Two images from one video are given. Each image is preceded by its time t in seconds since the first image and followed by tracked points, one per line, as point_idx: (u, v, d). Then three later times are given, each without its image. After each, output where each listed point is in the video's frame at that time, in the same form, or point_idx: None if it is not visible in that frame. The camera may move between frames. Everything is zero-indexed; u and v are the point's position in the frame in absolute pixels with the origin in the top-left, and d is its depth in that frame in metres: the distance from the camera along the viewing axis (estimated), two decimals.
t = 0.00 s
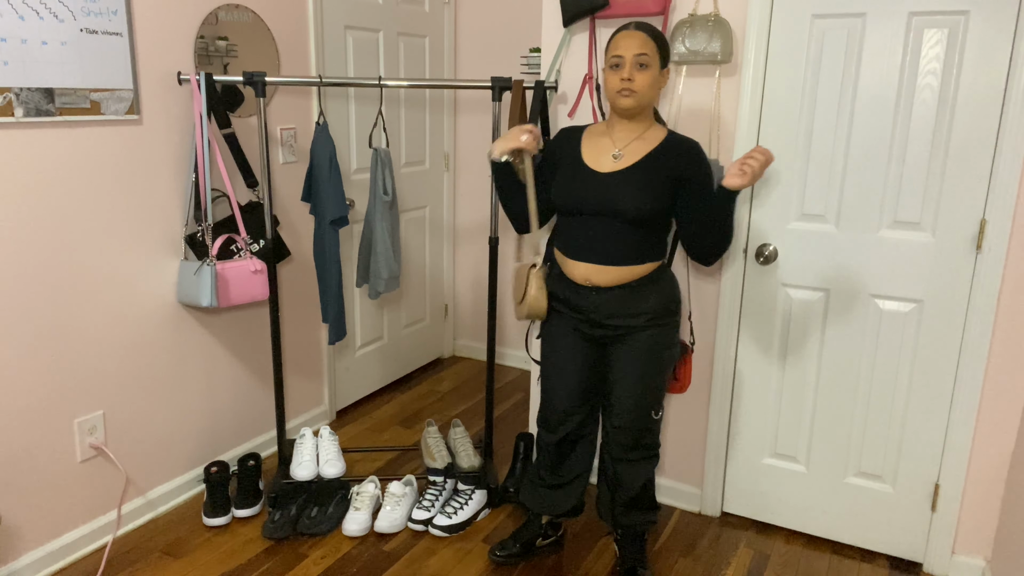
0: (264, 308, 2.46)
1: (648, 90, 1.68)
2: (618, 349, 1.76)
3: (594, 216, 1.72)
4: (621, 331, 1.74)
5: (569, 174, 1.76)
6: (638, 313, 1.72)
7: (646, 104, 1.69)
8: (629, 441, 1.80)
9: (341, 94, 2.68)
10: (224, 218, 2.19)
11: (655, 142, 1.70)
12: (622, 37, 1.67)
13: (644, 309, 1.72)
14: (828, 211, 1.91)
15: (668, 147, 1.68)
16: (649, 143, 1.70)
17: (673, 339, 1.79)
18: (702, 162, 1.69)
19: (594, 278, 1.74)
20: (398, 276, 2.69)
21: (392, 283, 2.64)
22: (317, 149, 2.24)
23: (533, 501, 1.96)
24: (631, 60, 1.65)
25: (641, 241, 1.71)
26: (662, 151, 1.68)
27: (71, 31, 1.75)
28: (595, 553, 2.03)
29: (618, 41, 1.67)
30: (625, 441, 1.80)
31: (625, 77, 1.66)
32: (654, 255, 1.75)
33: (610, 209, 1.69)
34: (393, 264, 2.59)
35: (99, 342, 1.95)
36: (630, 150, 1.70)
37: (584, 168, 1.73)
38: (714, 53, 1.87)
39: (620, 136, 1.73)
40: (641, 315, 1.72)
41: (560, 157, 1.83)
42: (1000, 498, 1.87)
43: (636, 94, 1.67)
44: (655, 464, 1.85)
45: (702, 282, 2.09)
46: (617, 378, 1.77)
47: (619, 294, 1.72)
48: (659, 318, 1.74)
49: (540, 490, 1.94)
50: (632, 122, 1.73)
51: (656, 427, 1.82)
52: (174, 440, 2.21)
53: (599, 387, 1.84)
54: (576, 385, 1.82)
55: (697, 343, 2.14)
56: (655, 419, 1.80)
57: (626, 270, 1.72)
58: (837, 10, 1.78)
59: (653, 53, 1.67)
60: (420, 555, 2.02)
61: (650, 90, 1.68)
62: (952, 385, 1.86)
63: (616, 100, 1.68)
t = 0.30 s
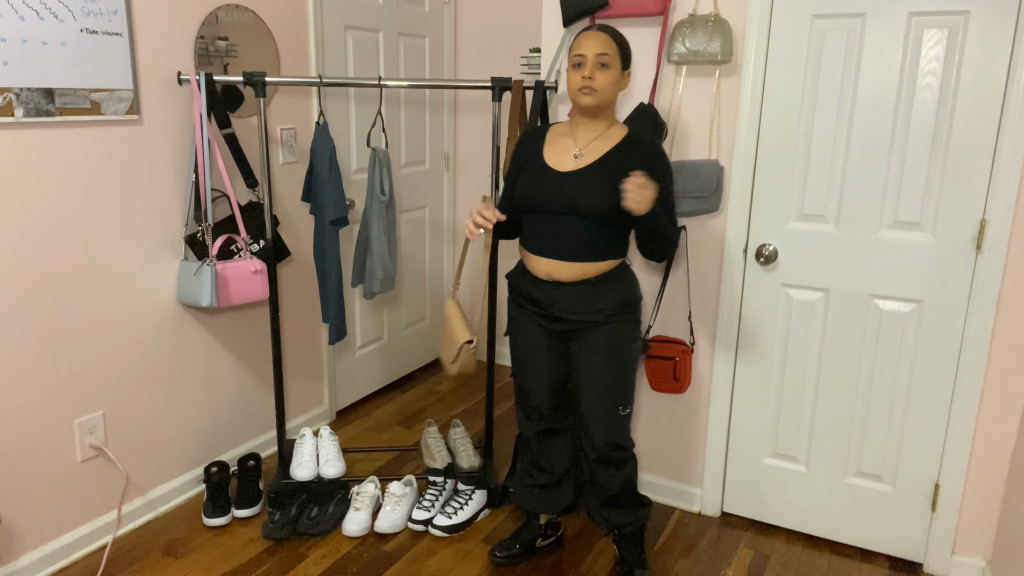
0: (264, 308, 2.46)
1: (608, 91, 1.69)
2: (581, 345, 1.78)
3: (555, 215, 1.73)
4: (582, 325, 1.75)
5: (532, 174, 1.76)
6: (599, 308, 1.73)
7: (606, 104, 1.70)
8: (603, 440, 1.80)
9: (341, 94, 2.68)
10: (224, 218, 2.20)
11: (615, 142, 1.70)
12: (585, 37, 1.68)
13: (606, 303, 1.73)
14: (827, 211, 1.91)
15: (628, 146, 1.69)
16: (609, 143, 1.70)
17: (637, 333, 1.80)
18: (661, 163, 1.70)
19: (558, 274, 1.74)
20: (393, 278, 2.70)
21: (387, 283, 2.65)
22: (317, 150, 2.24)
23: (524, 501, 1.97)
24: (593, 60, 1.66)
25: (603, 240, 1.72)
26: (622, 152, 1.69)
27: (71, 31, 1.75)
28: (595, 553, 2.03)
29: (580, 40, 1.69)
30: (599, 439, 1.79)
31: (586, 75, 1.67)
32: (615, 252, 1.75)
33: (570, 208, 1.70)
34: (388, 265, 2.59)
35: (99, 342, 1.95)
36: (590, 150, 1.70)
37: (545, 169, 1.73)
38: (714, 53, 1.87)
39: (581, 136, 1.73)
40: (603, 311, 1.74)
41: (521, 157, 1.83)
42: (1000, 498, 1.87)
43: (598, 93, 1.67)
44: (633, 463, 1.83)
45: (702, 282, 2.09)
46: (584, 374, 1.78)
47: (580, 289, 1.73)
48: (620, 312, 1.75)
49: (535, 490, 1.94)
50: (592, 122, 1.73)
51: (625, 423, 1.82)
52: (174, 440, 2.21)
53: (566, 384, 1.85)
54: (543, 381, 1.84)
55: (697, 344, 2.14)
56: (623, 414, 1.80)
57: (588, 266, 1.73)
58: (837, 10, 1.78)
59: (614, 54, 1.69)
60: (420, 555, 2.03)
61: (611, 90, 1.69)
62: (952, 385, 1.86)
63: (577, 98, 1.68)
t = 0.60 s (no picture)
0: (264, 308, 2.46)
1: (584, 91, 1.71)
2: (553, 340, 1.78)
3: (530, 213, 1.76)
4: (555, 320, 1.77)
5: (510, 173, 1.79)
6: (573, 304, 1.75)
7: (582, 103, 1.72)
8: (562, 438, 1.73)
9: (341, 94, 2.68)
10: (224, 218, 2.19)
11: (590, 140, 1.73)
12: (559, 37, 1.69)
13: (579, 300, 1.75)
14: (827, 211, 1.91)
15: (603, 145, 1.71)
16: (584, 141, 1.72)
17: (612, 332, 1.78)
18: (633, 164, 1.71)
19: (533, 270, 1.77)
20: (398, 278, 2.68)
21: (392, 284, 2.63)
22: (317, 150, 2.24)
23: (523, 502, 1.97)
24: (568, 61, 1.68)
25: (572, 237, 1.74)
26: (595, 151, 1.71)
27: (71, 31, 1.75)
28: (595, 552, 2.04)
29: (554, 41, 1.70)
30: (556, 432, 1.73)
31: (562, 76, 1.69)
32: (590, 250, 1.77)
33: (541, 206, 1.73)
34: (391, 264, 2.59)
35: (99, 342, 1.95)
36: (566, 149, 1.73)
37: (521, 168, 1.76)
38: (714, 53, 1.87)
39: (558, 135, 1.76)
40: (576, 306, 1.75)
41: (501, 157, 1.86)
42: (1000, 498, 1.87)
43: (573, 93, 1.70)
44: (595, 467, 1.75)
45: (702, 282, 2.09)
46: (552, 368, 1.75)
47: (550, 283, 1.75)
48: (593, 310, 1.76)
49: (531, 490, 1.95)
50: (568, 121, 1.75)
51: (589, 420, 1.76)
52: (174, 440, 2.21)
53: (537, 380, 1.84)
54: (518, 377, 1.85)
55: (697, 344, 2.14)
56: (586, 410, 1.75)
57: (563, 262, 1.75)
58: (836, 10, 1.78)
59: (590, 55, 1.71)
60: (421, 555, 2.03)
61: (586, 90, 1.72)
62: (952, 385, 1.86)
63: (553, 98, 1.70)
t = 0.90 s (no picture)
0: (264, 308, 2.47)
1: (572, 90, 1.72)
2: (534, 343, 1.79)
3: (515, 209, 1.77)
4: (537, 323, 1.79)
5: (499, 171, 1.81)
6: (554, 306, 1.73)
7: (571, 102, 1.73)
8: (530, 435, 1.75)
9: (341, 93, 2.68)
10: (224, 218, 2.19)
11: (577, 138, 1.73)
12: (547, 36, 1.70)
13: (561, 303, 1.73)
14: (827, 210, 1.91)
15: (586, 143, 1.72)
16: (570, 140, 1.73)
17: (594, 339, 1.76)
18: (619, 161, 1.71)
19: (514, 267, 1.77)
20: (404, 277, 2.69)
21: (400, 283, 2.64)
22: (317, 150, 2.24)
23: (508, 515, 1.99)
24: (556, 59, 1.69)
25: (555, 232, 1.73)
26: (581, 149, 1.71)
27: (71, 31, 1.75)
28: (595, 552, 2.03)
29: (543, 39, 1.71)
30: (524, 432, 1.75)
31: (550, 74, 1.70)
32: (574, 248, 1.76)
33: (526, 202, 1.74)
34: (398, 264, 2.59)
35: (99, 342, 1.95)
36: (552, 148, 1.74)
37: (509, 165, 1.78)
38: (714, 53, 1.87)
39: (546, 134, 1.77)
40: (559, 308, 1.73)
41: (492, 156, 1.88)
42: (1000, 498, 1.87)
43: (561, 92, 1.70)
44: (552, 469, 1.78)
45: (701, 282, 2.09)
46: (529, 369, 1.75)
47: (529, 283, 1.76)
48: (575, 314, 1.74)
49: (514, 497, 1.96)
50: (558, 120, 1.76)
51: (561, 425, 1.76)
52: (174, 440, 2.21)
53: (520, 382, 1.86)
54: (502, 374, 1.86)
55: (697, 344, 2.14)
56: (558, 415, 1.74)
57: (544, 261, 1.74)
58: (836, 10, 1.78)
59: (577, 52, 1.71)
60: (420, 555, 2.03)
61: (575, 89, 1.72)
62: (952, 385, 1.86)
63: (542, 97, 1.71)
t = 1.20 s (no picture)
0: (264, 308, 2.46)
1: (565, 88, 1.72)
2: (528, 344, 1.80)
3: (505, 209, 1.79)
4: (530, 324, 1.79)
5: (488, 172, 1.83)
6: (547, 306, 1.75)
7: (563, 101, 1.73)
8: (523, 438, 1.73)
9: (341, 94, 2.68)
10: (224, 218, 2.19)
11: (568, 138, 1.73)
12: (539, 36, 1.71)
13: (553, 304, 1.75)
14: (827, 210, 1.91)
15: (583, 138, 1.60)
16: (560, 140, 1.75)
17: (587, 339, 1.77)
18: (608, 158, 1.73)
19: (507, 269, 1.80)
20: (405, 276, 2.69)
21: (400, 282, 2.65)
22: (317, 150, 2.24)
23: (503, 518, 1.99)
24: (548, 58, 1.70)
25: (546, 232, 1.76)
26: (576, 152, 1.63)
27: (71, 31, 1.75)
28: (595, 552, 2.03)
29: (536, 39, 1.71)
30: (518, 435, 1.74)
31: (541, 74, 1.70)
32: (565, 248, 1.78)
33: (518, 202, 1.76)
34: (399, 264, 2.60)
35: (99, 341, 1.95)
36: (542, 147, 1.75)
37: (499, 165, 1.80)
38: (714, 53, 1.87)
39: (537, 134, 1.79)
40: (551, 309, 1.75)
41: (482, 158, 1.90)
42: (999, 498, 1.87)
43: (553, 91, 1.71)
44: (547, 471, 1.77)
45: (701, 282, 2.09)
46: (525, 372, 1.75)
47: (522, 284, 1.78)
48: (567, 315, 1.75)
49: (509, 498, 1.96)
50: (550, 119, 1.78)
51: (556, 428, 1.76)
52: (174, 440, 2.21)
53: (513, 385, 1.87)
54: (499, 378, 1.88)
55: (697, 344, 2.14)
56: (553, 418, 1.74)
57: (536, 261, 1.77)
58: (836, 10, 1.78)
59: (569, 51, 1.71)
60: (420, 555, 2.02)
61: (567, 87, 1.72)
62: (952, 384, 1.86)
63: (534, 96, 1.72)
